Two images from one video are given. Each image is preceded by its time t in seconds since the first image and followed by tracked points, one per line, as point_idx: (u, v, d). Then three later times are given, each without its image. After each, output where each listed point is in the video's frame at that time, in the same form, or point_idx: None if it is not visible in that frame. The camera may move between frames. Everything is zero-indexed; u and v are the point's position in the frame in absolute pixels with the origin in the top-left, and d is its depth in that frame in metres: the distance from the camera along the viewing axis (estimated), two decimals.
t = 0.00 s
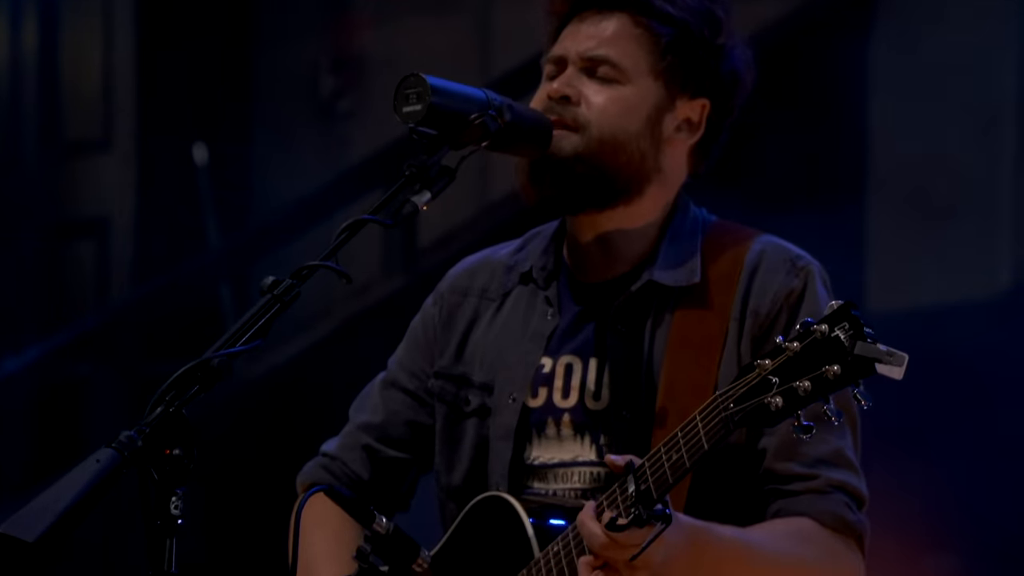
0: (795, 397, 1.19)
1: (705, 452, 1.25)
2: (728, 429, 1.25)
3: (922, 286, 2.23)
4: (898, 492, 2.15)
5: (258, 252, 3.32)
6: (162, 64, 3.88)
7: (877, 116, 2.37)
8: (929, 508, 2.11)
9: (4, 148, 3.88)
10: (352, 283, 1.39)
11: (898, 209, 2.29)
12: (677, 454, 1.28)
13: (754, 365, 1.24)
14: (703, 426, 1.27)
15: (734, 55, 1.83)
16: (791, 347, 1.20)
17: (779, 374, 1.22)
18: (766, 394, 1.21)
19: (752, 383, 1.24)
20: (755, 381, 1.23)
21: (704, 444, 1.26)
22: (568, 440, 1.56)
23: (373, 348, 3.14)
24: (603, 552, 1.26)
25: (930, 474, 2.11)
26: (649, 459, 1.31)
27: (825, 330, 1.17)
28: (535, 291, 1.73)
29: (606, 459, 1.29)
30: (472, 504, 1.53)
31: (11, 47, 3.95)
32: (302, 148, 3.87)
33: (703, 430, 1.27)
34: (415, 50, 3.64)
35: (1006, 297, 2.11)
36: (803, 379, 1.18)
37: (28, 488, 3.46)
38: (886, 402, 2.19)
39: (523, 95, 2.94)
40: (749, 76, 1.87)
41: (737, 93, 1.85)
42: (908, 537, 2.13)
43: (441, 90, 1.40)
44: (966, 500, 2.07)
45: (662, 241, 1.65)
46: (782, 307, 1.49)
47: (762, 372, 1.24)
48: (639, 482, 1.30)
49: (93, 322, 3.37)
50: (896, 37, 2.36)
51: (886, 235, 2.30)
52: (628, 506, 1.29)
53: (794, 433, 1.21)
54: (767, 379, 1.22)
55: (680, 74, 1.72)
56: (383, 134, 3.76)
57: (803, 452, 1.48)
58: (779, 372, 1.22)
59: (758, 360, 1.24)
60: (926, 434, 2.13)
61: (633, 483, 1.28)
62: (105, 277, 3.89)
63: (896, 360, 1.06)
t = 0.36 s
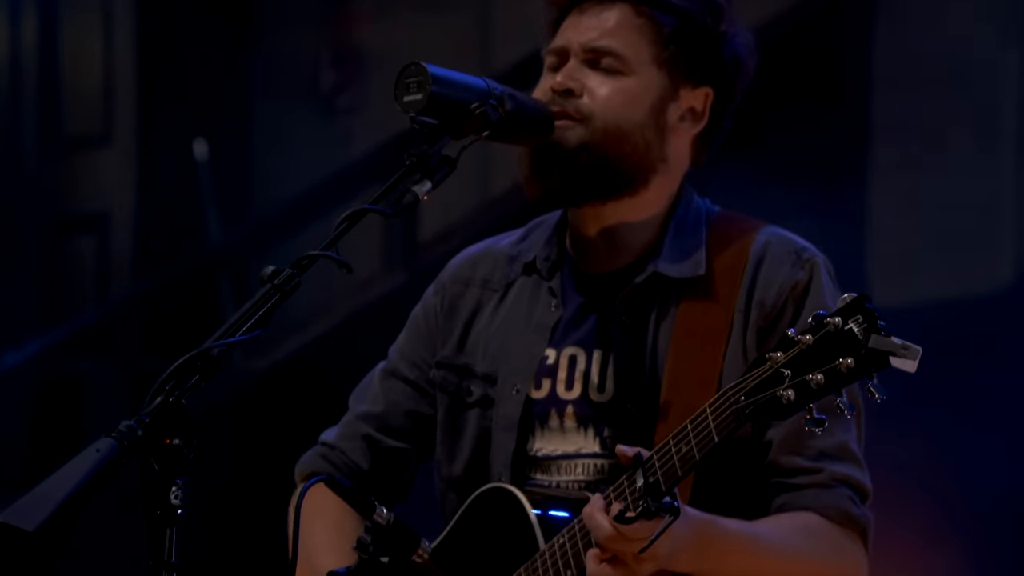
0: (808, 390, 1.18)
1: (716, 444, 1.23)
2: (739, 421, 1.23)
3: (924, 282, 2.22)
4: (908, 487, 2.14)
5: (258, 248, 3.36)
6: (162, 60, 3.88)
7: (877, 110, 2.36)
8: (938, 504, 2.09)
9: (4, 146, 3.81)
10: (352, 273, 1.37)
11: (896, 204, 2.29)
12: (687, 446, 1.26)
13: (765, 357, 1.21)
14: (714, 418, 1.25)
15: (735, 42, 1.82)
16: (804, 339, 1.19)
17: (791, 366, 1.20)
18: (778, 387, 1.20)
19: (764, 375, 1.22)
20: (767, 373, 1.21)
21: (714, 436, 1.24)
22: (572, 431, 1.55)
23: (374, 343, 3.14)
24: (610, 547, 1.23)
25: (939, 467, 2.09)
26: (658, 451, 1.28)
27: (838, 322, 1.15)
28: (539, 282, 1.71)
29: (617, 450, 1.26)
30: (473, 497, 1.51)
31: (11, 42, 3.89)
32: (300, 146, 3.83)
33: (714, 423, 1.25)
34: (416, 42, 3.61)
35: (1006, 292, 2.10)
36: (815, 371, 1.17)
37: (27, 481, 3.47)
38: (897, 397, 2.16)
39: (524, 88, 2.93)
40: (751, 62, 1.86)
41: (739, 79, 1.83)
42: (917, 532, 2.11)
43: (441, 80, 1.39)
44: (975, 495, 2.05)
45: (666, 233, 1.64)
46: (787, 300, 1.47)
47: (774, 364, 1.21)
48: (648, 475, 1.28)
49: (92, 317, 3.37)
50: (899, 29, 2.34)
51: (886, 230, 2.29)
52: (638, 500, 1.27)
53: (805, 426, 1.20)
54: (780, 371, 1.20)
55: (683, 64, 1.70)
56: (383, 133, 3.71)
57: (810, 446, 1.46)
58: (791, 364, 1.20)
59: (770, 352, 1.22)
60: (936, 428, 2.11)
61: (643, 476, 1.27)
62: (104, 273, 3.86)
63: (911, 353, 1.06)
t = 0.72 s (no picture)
0: (796, 376, 1.16)
1: (705, 431, 1.22)
2: (728, 408, 1.21)
3: (924, 277, 2.23)
4: (913, 473, 2.15)
5: (259, 242, 3.37)
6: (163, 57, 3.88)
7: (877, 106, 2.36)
8: (940, 489, 2.11)
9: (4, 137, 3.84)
10: (352, 260, 1.37)
11: (895, 198, 2.29)
12: (678, 433, 1.24)
13: (754, 344, 1.20)
14: (703, 405, 1.24)
15: (742, 28, 1.82)
16: (792, 325, 1.17)
17: (780, 353, 1.18)
18: (766, 373, 1.18)
19: (753, 361, 1.20)
20: (756, 360, 1.20)
21: (704, 423, 1.23)
22: (573, 420, 1.55)
23: (375, 336, 3.15)
24: (601, 534, 1.23)
25: (943, 453, 2.11)
26: (649, 438, 1.28)
27: (826, 309, 1.14)
28: (543, 271, 1.71)
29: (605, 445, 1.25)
30: (475, 482, 1.54)
31: (11, 38, 3.87)
32: (300, 143, 3.88)
33: (704, 409, 1.23)
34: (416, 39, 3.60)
35: (1007, 289, 2.10)
36: (803, 357, 1.15)
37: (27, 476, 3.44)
38: (904, 383, 2.17)
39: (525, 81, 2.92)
40: (757, 51, 1.86)
41: (745, 67, 1.83)
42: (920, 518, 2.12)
43: (442, 66, 1.38)
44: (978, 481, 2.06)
45: (669, 221, 1.63)
46: (790, 288, 1.47)
47: (762, 351, 1.20)
48: (640, 462, 1.26)
49: (93, 311, 3.36)
50: (900, 22, 2.34)
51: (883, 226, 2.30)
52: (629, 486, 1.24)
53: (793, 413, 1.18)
54: (768, 358, 1.18)
55: (686, 48, 1.69)
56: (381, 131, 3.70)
57: (809, 433, 1.46)
58: (780, 351, 1.18)
59: (759, 339, 1.20)
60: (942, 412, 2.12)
61: (634, 462, 1.24)
62: (106, 268, 3.83)
63: (899, 339, 1.04)
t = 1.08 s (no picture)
0: (785, 355, 1.17)
1: (696, 410, 1.22)
2: (717, 388, 1.21)
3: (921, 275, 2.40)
4: (905, 451, 2.17)
5: (259, 233, 3.36)
6: (161, 45, 3.76)
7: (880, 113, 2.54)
8: (930, 469, 2.13)
9: (3, 132, 3.55)
10: (350, 243, 1.35)
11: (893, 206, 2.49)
12: (668, 413, 1.24)
13: (743, 323, 1.21)
14: (694, 385, 1.24)
15: (746, 12, 1.82)
16: (780, 304, 1.18)
17: (769, 332, 1.19)
18: (756, 352, 1.19)
19: (741, 341, 1.20)
20: (745, 340, 1.20)
21: (694, 403, 1.23)
22: (570, 402, 1.55)
23: (375, 329, 3.14)
24: (592, 514, 1.23)
25: (940, 439, 2.13)
26: (641, 418, 1.27)
27: (814, 288, 1.15)
28: (542, 253, 1.71)
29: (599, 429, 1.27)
30: (471, 465, 1.55)
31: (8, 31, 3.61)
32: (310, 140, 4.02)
33: (694, 390, 1.23)
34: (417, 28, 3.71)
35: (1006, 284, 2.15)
36: (792, 336, 1.16)
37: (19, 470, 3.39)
38: (900, 361, 2.20)
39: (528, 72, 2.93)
40: (761, 38, 1.87)
41: (749, 52, 1.84)
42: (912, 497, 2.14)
43: (440, 47, 1.37)
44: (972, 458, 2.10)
45: (668, 204, 1.63)
46: (788, 270, 1.47)
47: (751, 330, 1.21)
48: (632, 442, 1.27)
49: (91, 302, 3.35)
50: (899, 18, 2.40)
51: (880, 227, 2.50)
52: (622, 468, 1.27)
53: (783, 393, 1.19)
54: (757, 337, 1.19)
55: (691, 28, 1.69)
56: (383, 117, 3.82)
57: (801, 415, 1.46)
58: (769, 330, 1.19)
59: (748, 318, 1.21)
60: (932, 393, 2.15)
61: (626, 442, 1.24)
62: (104, 261, 3.86)
63: (887, 317, 1.06)
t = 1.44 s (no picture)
0: (805, 343, 1.16)
1: (713, 400, 1.22)
2: (736, 376, 1.21)
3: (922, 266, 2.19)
4: (916, 445, 2.13)
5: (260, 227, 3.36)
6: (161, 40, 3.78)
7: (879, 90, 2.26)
8: (939, 462, 2.10)
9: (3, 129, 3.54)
10: (352, 228, 1.35)
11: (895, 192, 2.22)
12: (684, 402, 1.24)
13: (763, 311, 1.20)
14: (711, 373, 1.23)
15: None
16: (802, 292, 1.16)
17: (789, 320, 1.18)
18: (775, 340, 1.18)
19: (762, 329, 1.20)
20: (765, 328, 1.19)
21: (712, 392, 1.23)
22: (573, 392, 1.54)
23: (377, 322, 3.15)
24: (604, 501, 1.23)
25: (949, 432, 2.10)
26: (656, 407, 1.28)
27: (837, 276, 1.13)
28: (543, 243, 1.70)
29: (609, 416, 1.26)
30: (476, 454, 1.54)
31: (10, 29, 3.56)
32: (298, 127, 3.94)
33: (712, 378, 1.23)
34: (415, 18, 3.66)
35: (1003, 279, 2.11)
36: (813, 325, 1.15)
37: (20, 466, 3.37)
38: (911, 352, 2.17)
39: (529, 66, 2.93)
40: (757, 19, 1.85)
41: (746, 34, 1.81)
42: (915, 487, 2.12)
43: (442, 32, 1.36)
44: (983, 451, 2.07)
45: (669, 192, 1.62)
46: (792, 258, 1.46)
47: (771, 319, 1.20)
48: (645, 431, 1.27)
49: (93, 296, 3.35)
50: None
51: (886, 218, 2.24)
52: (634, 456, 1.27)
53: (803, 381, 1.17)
54: (777, 325, 1.18)
55: (686, 18, 1.67)
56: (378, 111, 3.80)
57: (807, 404, 1.45)
58: (789, 319, 1.18)
59: (769, 306, 1.20)
60: (940, 385, 2.13)
61: (640, 432, 1.25)
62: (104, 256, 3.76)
63: (910, 305, 1.04)
